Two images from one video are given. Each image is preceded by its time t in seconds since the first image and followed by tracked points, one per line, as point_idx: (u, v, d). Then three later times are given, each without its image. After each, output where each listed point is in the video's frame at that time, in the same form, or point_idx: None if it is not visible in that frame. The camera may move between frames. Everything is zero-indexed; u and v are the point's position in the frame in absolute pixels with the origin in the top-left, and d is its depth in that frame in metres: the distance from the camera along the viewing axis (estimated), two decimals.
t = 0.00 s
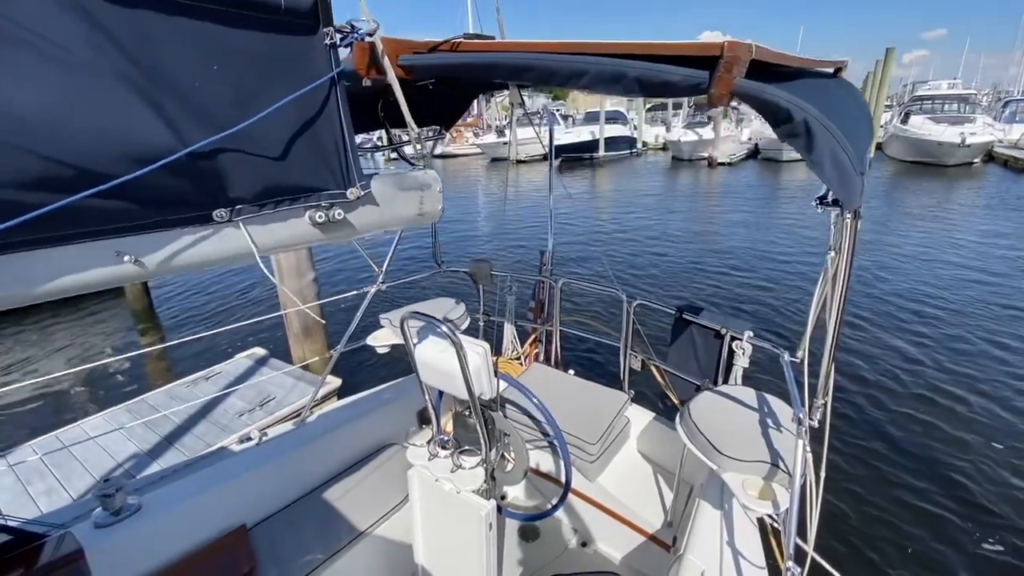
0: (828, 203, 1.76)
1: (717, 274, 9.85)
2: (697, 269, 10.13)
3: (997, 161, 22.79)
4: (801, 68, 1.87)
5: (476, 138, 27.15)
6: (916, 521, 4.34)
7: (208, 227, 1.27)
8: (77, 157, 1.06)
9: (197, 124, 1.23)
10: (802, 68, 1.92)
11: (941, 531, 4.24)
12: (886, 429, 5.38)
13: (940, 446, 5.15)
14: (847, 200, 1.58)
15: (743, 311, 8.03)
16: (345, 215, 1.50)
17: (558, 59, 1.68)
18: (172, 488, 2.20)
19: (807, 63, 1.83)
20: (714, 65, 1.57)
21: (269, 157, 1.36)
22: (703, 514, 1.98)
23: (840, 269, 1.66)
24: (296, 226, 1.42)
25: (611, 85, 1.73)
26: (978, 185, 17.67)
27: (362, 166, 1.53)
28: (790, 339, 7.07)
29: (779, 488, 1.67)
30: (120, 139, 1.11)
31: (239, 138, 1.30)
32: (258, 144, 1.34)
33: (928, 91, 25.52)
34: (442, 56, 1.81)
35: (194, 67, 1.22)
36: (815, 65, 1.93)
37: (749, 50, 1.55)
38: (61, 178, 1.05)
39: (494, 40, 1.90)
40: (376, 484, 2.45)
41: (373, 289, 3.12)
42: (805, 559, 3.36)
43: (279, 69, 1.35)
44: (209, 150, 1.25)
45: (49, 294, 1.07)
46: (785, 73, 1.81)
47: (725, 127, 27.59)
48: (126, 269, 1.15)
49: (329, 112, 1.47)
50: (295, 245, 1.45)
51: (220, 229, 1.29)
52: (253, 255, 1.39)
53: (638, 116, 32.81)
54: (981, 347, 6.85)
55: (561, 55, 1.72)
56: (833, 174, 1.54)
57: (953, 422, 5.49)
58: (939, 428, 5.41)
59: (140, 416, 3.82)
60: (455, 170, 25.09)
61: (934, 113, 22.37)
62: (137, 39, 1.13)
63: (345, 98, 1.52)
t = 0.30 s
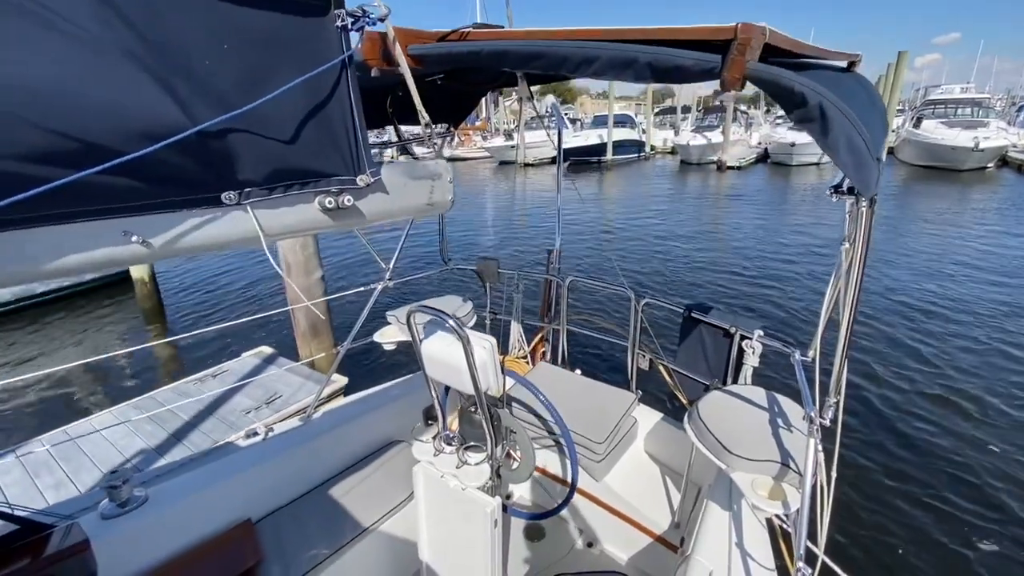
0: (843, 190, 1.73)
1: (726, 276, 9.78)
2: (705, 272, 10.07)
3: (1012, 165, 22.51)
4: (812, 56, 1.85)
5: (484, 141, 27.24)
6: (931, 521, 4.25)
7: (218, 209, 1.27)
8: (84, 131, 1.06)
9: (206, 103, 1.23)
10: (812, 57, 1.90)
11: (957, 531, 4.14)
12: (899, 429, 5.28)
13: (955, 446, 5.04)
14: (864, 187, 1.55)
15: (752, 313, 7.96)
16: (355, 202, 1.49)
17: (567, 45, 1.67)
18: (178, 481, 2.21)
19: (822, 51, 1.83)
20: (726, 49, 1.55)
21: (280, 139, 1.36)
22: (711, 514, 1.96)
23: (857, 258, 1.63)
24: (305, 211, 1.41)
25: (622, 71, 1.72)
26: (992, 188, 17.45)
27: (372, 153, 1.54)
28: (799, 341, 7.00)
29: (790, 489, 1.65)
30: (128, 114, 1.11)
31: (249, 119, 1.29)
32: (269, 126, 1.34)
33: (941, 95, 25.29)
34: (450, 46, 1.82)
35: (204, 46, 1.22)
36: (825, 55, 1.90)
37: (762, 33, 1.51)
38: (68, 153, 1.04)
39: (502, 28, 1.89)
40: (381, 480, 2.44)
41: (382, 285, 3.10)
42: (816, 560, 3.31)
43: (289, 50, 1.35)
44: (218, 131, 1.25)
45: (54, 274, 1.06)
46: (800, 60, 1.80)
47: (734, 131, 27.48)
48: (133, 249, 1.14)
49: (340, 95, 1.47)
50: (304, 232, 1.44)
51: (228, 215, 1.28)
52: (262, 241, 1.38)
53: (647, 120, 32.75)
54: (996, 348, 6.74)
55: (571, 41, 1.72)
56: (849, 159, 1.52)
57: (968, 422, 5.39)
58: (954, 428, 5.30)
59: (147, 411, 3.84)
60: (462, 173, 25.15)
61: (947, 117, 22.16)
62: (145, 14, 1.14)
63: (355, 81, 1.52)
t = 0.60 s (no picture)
0: (855, 181, 1.70)
1: (732, 280, 9.73)
2: (712, 275, 10.03)
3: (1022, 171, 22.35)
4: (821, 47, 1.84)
5: (490, 145, 27.35)
6: (940, 526, 4.20)
7: (230, 195, 1.27)
8: (96, 110, 1.06)
9: (220, 87, 1.22)
10: (821, 49, 1.88)
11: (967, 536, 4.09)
12: (908, 432, 5.22)
13: (965, 451, 4.98)
14: (876, 176, 1.53)
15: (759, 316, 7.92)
16: (367, 190, 1.48)
17: (577, 35, 1.66)
18: (184, 476, 2.22)
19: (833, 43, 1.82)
20: (738, 36, 1.54)
21: (293, 126, 1.35)
22: (719, 515, 1.94)
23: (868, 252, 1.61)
24: (317, 199, 1.40)
25: (632, 61, 1.71)
26: (1002, 193, 17.30)
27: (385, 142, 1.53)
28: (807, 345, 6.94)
29: (799, 489, 1.63)
30: (139, 94, 1.10)
31: (261, 104, 1.29)
32: (283, 112, 1.34)
33: (950, 100, 25.17)
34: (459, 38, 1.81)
35: (217, 28, 1.21)
36: (836, 47, 1.88)
37: (773, 21, 1.52)
38: (81, 132, 1.05)
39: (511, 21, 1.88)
40: (386, 478, 2.44)
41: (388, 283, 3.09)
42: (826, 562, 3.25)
43: (303, 35, 1.34)
44: (231, 115, 1.24)
45: (63, 257, 1.06)
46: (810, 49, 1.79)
47: (741, 135, 27.43)
48: (144, 233, 1.14)
49: (353, 83, 1.46)
50: (314, 220, 1.43)
51: (239, 199, 1.28)
52: (271, 229, 1.38)
53: (653, 124, 32.75)
54: (1007, 353, 6.66)
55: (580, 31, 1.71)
56: (861, 148, 1.50)
57: (978, 427, 5.32)
58: (965, 433, 5.23)
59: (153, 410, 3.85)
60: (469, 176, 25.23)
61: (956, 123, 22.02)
62: None
63: (369, 70, 1.50)
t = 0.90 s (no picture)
0: (858, 177, 1.67)
1: (738, 283, 9.70)
2: (717, 278, 10.01)
3: None
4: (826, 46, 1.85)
5: (496, 148, 27.46)
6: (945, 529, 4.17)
7: (241, 186, 1.29)
8: (114, 100, 1.07)
9: (233, 80, 1.24)
10: (826, 48, 1.90)
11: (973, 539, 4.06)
12: (915, 436, 5.18)
13: (973, 456, 4.94)
14: (883, 171, 1.52)
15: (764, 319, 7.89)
16: (374, 184, 1.50)
17: (583, 32, 1.68)
18: (191, 473, 2.24)
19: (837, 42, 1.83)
20: (742, 31, 1.56)
21: (303, 120, 1.36)
22: (723, 515, 1.93)
23: (874, 248, 1.60)
24: (325, 191, 1.43)
25: (637, 57, 1.73)
26: (1010, 198, 17.20)
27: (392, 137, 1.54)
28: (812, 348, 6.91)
29: (804, 488, 1.63)
30: (155, 84, 1.12)
31: (273, 97, 1.30)
32: (294, 106, 1.35)
33: (958, 105, 25.06)
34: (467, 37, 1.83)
35: (231, 20, 1.22)
36: (842, 46, 1.88)
37: (779, 17, 1.53)
38: (98, 120, 1.06)
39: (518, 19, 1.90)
40: (391, 476, 2.45)
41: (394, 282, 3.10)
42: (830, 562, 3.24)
43: (314, 29, 1.35)
44: (245, 107, 1.26)
45: (79, 244, 1.08)
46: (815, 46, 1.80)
47: (747, 139, 27.38)
48: (157, 222, 1.16)
49: (362, 77, 1.47)
50: (321, 213, 1.46)
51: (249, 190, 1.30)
52: (279, 222, 1.40)
53: (658, 128, 32.75)
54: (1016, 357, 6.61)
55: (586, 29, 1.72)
56: (868, 141, 1.50)
57: (986, 432, 5.27)
58: (972, 438, 5.19)
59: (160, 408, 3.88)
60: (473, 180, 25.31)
61: (964, 127, 21.92)
62: None
63: (377, 66, 1.52)
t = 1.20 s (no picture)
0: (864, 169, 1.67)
1: (741, 285, 9.67)
2: (720, 279, 10.00)
3: None
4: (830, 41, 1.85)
5: (499, 149, 27.52)
6: (948, 533, 4.15)
7: (242, 175, 1.28)
8: (115, 86, 1.07)
9: (234, 69, 1.24)
10: (831, 43, 1.89)
11: (977, 543, 4.03)
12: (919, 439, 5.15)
13: (978, 460, 4.91)
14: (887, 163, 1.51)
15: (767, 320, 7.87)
16: (375, 176, 1.50)
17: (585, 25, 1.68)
18: (193, 469, 2.25)
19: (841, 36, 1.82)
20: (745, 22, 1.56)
21: (303, 110, 1.36)
22: (726, 514, 1.92)
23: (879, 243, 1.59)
24: (327, 182, 1.41)
25: (640, 50, 1.72)
26: (1016, 202, 17.12)
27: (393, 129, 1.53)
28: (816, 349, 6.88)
29: (809, 488, 1.62)
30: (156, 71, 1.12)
31: (274, 87, 1.30)
32: (295, 96, 1.35)
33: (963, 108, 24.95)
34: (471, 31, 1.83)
35: (232, 9, 1.23)
36: (846, 41, 1.87)
37: (781, 8, 1.54)
38: (99, 106, 1.06)
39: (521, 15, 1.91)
40: (392, 474, 2.45)
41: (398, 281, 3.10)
42: (834, 562, 3.22)
43: (316, 18, 1.35)
44: (245, 96, 1.26)
45: (79, 230, 1.07)
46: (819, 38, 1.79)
47: (751, 141, 27.33)
48: (159, 208, 1.15)
49: (363, 68, 1.47)
50: (324, 205, 1.45)
51: (252, 179, 1.29)
52: (282, 210, 1.39)
53: (662, 130, 32.75)
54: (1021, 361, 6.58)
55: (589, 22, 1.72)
56: (872, 132, 1.49)
57: (991, 436, 5.23)
58: (977, 441, 5.16)
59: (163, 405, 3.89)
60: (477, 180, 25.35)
61: (970, 130, 21.84)
62: None
63: (378, 58, 1.52)
